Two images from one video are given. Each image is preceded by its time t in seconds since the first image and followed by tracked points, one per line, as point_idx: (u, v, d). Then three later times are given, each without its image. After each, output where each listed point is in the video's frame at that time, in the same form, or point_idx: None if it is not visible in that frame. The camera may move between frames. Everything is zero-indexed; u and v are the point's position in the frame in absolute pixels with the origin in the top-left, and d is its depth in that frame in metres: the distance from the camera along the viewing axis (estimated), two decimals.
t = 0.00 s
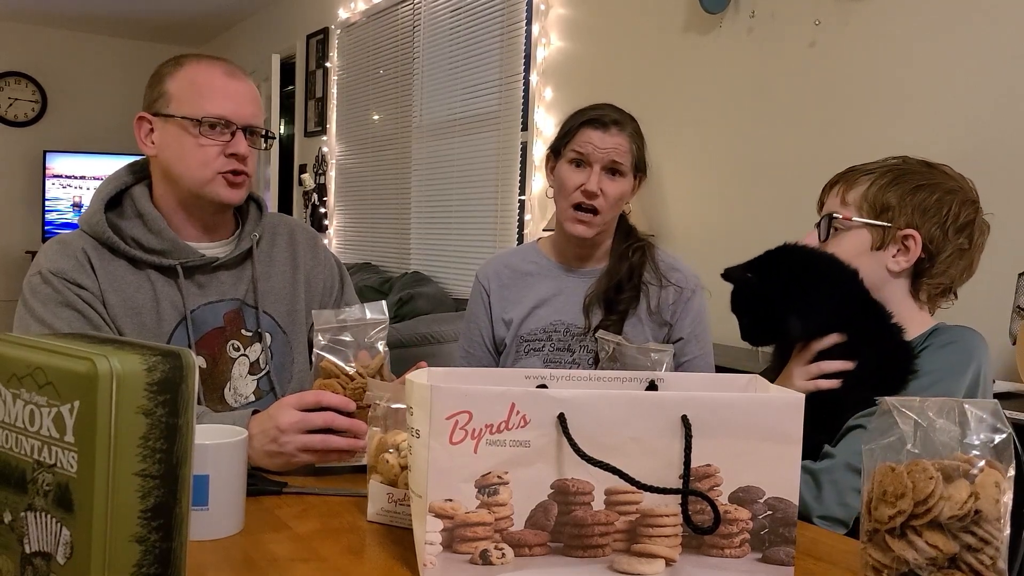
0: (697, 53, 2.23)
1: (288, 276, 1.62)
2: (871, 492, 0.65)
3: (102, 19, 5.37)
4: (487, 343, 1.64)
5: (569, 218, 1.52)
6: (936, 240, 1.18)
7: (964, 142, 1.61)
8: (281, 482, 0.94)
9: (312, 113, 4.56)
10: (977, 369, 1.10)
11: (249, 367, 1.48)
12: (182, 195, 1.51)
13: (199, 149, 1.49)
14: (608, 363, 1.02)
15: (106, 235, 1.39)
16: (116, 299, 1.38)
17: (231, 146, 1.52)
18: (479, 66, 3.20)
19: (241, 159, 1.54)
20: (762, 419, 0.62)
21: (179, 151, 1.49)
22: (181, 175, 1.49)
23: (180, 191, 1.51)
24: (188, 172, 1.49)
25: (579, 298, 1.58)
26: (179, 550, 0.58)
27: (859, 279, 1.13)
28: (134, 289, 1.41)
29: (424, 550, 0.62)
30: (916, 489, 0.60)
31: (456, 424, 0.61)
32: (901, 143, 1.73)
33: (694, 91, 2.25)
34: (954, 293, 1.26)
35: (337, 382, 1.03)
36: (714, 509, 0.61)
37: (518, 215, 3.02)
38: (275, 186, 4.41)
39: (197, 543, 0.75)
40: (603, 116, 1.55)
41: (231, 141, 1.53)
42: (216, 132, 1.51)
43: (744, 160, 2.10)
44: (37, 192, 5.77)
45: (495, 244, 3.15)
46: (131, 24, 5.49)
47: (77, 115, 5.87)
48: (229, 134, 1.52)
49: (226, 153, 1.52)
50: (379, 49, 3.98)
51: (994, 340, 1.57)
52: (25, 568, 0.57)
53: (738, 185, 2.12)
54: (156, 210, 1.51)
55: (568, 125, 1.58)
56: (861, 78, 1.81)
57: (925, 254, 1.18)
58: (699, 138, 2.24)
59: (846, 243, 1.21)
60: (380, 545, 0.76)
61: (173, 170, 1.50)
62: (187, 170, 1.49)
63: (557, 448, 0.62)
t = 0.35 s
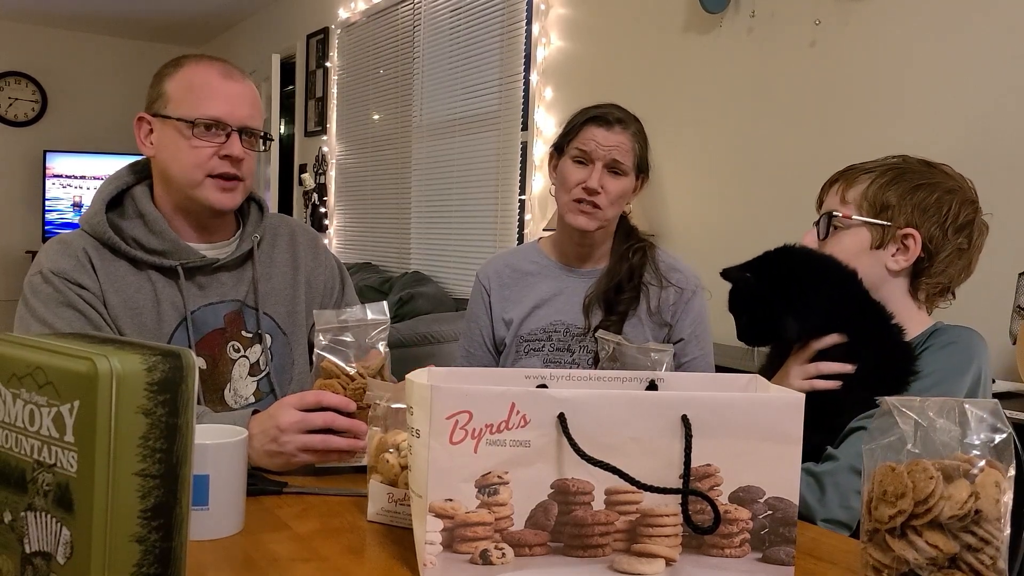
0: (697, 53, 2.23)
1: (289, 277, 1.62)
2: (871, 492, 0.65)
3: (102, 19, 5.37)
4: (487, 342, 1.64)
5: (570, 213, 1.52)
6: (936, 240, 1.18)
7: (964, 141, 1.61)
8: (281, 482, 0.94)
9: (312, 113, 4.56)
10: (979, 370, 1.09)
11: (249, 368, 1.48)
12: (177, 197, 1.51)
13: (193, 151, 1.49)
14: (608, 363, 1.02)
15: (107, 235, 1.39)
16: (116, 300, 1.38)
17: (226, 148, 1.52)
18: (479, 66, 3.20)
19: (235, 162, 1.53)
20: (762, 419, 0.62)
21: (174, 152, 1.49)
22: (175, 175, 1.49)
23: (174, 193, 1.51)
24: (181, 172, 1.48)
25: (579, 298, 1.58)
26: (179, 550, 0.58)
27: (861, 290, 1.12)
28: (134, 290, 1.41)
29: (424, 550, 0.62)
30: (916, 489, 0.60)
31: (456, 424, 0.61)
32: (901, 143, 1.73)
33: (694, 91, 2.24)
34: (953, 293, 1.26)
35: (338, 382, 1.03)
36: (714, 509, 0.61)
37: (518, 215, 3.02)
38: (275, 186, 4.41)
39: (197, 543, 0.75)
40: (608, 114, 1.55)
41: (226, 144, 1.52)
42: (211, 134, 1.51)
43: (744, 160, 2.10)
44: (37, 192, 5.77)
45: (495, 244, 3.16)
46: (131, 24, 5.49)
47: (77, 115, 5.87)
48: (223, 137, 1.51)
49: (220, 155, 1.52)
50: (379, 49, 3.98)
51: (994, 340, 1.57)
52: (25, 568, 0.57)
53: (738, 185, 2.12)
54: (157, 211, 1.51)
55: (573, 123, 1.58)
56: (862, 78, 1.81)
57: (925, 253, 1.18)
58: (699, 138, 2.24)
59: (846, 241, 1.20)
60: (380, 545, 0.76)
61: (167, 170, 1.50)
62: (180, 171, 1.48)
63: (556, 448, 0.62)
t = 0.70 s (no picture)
0: (697, 53, 2.23)
1: (289, 277, 1.62)
2: (871, 492, 0.65)
3: (102, 19, 5.37)
4: (489, 342, 1.64)
5: (572, 212, 1.52)
6: (947, 239, 1.18)
7: (963, 141, 1.62)
8: (280, 482, 0.94)
9: (312, 113, 4.56)
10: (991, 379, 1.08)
11: (249, 368, 1.48)
12: (197, 202, 1.51)
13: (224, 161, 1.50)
14: (609, 363, 1.02)
15: (107, 236, 1.39)
16: (116, 300, 1.39)
17: (252, 157, 1.54)
18: (479, 66, 3.20)
19: (261, 170, 1.56)
20: (762, 419, 0.62)
21: (201, 160, 1.49)
22: (201, 183, 1.49)
23: (196, 199, 1.51)
24: (210, 182, 1.49)
25: (580, 298, 1.58)
26: (179, 549, 0.58)
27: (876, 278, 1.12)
28: (134, 290, 1.41)
29: (424, 549, 0.62)
30: (916, 489, 0.60)
31: (456, 424, 0.61)
32: (901, 143, 1.73)
33: (694, 91, 2.24)
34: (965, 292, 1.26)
35: (336, 382, 1.03)
36: (714, 509, 0.61)
37: (518, 215, 3.02)
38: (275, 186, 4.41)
39: (197, 542, 0.75)
40: (607, 114, 1.55)
41: (252, 153, 1.54)
42: (237, 143, 1.52)
43: (745, 160, 2.10)
44: (37, 192, 5.77)
45: (495, 244, 3.16)
46: (131, 24, 5.49)
47: (77, 115, 5.87)
48: (250, 146, 1.53)
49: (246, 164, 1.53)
50: (378, 48, 3.98)
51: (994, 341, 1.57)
52: (25, 568, 0.57)
53: (739, 185, 2.12)
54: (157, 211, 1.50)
55: (573, 124, 1.58)
56: (862, 78, 1.81)
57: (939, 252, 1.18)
58: (699, 138, 2.24)
59: (858, 243, 1.20)
60: (380, 545, 0.75)
61: (192, 178, 1.49)
62: (209, 180, 1.49)
63: (556, 447, 0.62)
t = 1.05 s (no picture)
0: (697, 53, 2.23)
1: (288, 277, 1.62)
2: (871, 492, 0.65)
3: (102, 19, 5.37)
4: (489, 342, 1.64)
5: (569, 214, 1.52)
6: (947, 238, 1.17)
7: (963, 141, 1.62)
8: (280, 482, 0.94)
9: (312, 113, 4.56)
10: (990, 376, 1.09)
11: (249, 369, 1.48)
12: (208, 206, 1.52)
13: (239, 164, 1.52)
14: (608, 363, 1.02)
15: (106, 237, 1.39)
16: (116, 301, 1.39)
17: (264, 160, 1.56)
18: (479, 67, 3.20)
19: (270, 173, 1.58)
20: (761, 419, 0.62)
21: (215, 165, 1.50)
22: (215, 188, 1.50)
23: (208, 203, 1.51)
24: (224, 186, 1.50)
25: (580, 296, 1.58)
26: (178, 550, 0.58)
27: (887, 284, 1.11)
28: (134, 291, 1.41)
29: (424, 549, 0.62)
30: (916, 489, 0.60)
31: (456, 424, 0.61)
32: (901, 143, 1.73)
33: (694, 91, 2.25)
34: (969, 295, 1.24)
35: (336, 382, 1.03)
36: (714, 509, 0.61)
37: (518, 215, 3.02)
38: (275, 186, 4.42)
39: (197, 543, 0.75)
40: (607, 115, 1.54)
41: (262, 156, 1.56)
42: (248, 146, 1.54)
43: (745, 160, 2.11)
44: (37, 191, 5.77)
45: (495, 244, 3.16)
46: (131, 24, 5.49)
47: (77, 115, 5.88)
48: (261, 149, 1.56)
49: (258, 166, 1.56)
50: (379, 49, 3.98)
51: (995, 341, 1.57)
52: (25, 568, 0.57)
53: (739, 185, 2.12)
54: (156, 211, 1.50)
55: (573, 125, 1.59)
56: (861, 78, 1.81)
57: (937, 252, 1.18)
58: (699, 138, 2.24)
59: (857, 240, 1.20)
60: (380, 545, 0.75)
61: (205, 183, 1.49)
62: (224, 184, 1.50)
63: (556, 447, 0.62)
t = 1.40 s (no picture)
0: (697, 53, 2.23)
1: (287, 277, 1.62)
2: (871, 492, 0.65)
3: (102, 19, 5.37)
4: (494, 340, 1.64)
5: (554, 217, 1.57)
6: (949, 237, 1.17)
7: (963, 140, 1.62)
8: (279, 482, 0.94)
9: (312, 113, 4.56)
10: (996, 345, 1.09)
11: (248, 370, 1.48)
12: (214, 207, 1.52)
13: (246, 165, 1.52)
14: (609, 363, 1.02)
15: (106, 237, 1.39)
16: (116, 301, 1.39)
17: (270, 161, 1.57)
18: (479, 66, 3.20)
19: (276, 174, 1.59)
20: (761, 419, 0.62)
21: (225, 167, 1.50)
22: (225, 190, 1.50)
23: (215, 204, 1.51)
24: (234, 188, 1.50)
25: (585, 296, 1.59)
26: (178, 550, 0.58)
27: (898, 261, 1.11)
28: (134, 291, 1.41)
29: (424, 550, 0.62)
30: (916, 490, 0.60)
31: (456, 424, 0.61)
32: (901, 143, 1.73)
33: (694, 90, 2.25)
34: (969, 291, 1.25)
35: (335, 381, 1.03)
36: (714, 509, 0.61)
37: (518, 215, 3.02)
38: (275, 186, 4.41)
39: (197, 543, 0.75)
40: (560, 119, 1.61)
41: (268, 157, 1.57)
42: (256, 149, 1.54)
43: (745, 159, 2.11)
44: (37, 191, 5.77)
45: (495, 244, 3.15)
46: (131, 24, 5.49)
47: (77, 115, 5.88)
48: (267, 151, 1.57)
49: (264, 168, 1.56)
50: (378, 48, 3.98)
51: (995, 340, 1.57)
52: (24, 568, 0.57)
53: (739, 185, 2.12)
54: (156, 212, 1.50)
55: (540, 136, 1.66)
56: (861, 78, 1.81)
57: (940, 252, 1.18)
58: (699, 138, 2.24)
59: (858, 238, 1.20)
60: (380, 545, 0.75)
61: (214, 186, 1.49)
62: (234, 186, 1.51)
63: (556, 447, 0.62)
